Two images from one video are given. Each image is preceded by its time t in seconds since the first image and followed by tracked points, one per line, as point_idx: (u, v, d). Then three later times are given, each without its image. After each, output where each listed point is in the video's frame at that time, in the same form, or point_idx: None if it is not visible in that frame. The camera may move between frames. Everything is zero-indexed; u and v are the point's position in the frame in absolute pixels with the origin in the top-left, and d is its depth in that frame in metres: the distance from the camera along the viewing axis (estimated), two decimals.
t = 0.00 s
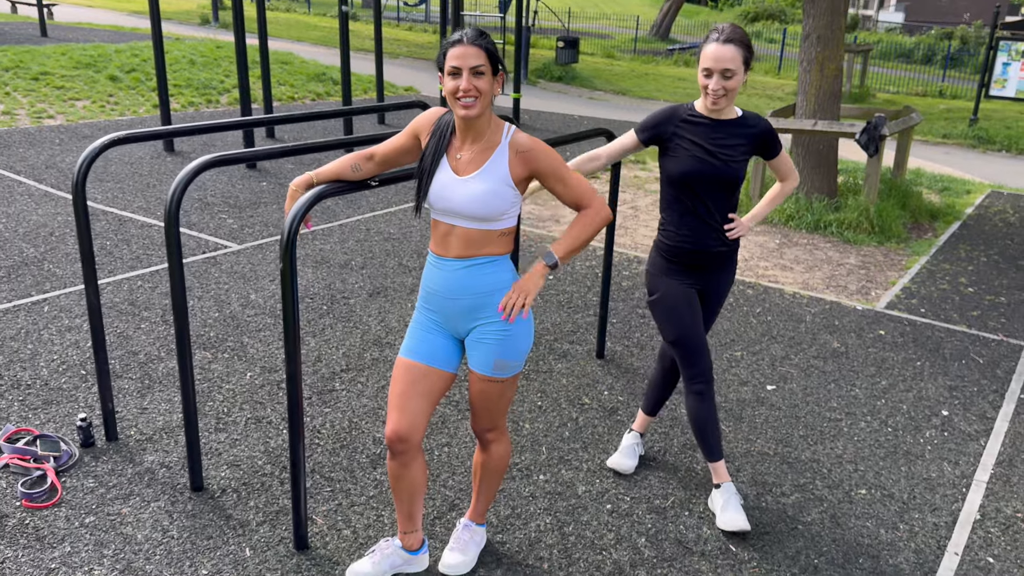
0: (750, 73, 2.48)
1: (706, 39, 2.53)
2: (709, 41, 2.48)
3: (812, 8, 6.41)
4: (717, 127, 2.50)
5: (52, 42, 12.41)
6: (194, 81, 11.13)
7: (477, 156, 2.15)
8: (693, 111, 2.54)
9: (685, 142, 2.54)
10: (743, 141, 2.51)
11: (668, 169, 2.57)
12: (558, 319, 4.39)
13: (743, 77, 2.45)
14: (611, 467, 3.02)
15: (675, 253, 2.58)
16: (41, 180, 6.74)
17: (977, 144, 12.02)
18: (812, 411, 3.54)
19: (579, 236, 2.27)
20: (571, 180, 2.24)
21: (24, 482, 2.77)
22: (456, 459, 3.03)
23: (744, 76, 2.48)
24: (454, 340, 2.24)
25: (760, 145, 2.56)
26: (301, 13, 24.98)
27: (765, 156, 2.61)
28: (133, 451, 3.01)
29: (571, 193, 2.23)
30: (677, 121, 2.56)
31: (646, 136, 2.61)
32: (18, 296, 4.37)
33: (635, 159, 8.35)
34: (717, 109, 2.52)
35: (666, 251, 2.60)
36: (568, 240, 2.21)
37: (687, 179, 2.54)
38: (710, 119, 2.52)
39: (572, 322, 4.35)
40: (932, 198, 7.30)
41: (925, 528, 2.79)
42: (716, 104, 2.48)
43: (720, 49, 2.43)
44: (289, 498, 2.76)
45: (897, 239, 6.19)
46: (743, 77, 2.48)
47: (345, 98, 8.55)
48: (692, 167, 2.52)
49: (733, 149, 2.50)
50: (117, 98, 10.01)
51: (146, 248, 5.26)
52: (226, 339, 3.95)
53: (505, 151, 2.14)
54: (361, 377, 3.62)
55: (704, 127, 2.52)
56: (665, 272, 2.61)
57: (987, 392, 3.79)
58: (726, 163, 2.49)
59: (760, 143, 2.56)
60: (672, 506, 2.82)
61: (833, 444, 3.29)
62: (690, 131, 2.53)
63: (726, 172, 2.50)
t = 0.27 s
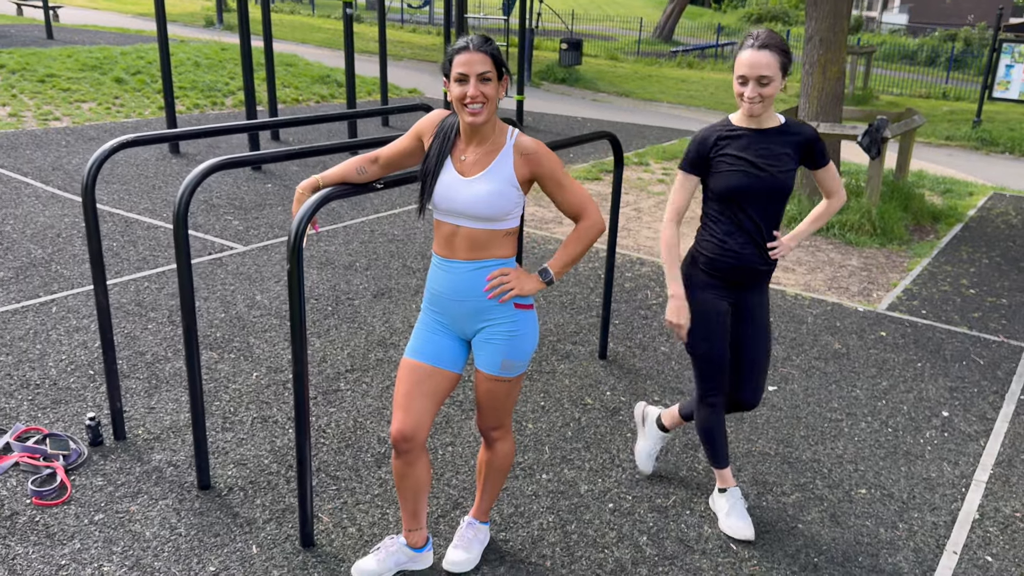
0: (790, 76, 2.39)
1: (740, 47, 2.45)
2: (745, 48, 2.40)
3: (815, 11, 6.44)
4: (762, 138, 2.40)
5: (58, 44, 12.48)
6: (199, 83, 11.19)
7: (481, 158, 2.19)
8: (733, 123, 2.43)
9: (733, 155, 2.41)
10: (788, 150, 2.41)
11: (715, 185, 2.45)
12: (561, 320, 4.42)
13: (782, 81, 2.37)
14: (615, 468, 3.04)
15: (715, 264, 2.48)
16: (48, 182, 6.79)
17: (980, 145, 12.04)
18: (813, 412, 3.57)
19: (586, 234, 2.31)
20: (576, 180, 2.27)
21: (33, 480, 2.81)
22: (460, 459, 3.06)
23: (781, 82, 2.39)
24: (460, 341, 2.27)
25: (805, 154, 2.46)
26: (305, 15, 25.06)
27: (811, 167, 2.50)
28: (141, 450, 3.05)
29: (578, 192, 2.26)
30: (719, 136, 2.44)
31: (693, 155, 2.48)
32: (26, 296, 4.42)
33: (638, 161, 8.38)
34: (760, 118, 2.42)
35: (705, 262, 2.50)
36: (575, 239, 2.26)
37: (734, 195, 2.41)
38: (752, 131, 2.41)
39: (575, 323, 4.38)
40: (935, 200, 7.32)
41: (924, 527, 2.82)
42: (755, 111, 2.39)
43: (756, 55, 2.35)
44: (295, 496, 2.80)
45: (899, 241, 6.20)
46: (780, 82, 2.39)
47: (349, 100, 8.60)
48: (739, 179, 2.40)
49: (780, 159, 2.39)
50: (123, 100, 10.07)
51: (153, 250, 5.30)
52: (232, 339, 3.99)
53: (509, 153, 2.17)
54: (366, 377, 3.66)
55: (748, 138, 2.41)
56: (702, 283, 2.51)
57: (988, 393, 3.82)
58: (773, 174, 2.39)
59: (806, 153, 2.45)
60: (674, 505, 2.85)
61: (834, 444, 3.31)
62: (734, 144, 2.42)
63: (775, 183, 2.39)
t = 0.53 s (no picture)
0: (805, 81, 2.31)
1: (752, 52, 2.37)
2: (756, 56, 2.31)
3: (813, 18, 6.47)
4: (784, 144, 2.33)
5: (61, 54, 12.54)
6: (201, 91, 11.23)
7: (480, 165, 2.22)
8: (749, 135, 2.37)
9: (757, 169, 2.35)
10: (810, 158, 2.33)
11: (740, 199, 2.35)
12: (562, 326, 4.44)
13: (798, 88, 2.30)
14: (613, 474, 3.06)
15: (734, 272, 2.42)
16: (51, 190, 6.82)
17: (980, 152, 12.07)
18: (813, 417, 3.59)
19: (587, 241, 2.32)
20: (574, 188, 2.29)
21: (38, 487, 2.83)
22: (462, 465, 3.08)
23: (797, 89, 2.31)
24: (463, 347, 2.29)
25: (831, 159, 2.38)
26: (307, 23, 25.16)
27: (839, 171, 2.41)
28: (145, 457, 3.06)
29: (579, 200, 2.28)
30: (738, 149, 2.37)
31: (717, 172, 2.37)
32: (30, 304, 4.44)
33: (639, 168, 8.41)
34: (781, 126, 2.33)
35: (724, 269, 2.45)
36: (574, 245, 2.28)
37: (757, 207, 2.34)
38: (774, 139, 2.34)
39: (576, 330, 4.40)
40: (935, 206, 7.34)
41: (924, 532, 2.83)
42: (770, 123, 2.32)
43: (767, 67, 2.25)
44: (298, 503, 2.81)
45: (899, 247, 6.22)
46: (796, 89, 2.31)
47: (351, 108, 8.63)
48: (762, 192, 2.33)
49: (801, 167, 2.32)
50: (125, 108, 10.12)
51: (155, 258, 5.33)
52: (235, 347, 4.01)
53: (507, 160, 2.20)
54: (368, 384, 3.67)
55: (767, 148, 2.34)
56: (720, 290, 2.47)
57: (987, 398, 3.83)
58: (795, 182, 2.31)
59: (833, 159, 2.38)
60: (675, 511, 2.87)
61: (834, 450, 3.33)
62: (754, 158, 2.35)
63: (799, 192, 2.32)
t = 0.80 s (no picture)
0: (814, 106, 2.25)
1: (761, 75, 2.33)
2: (759, 86, 2.27)
3: (807, 39, 6.54)
4: (799, 168, 2.30)
5: (59, 77, 12.60)
6: (199, 114, 11.28)
7: (469, 188, 2.22)
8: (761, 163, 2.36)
9: (770, 197, 2.33)
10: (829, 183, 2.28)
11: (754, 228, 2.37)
12: (559, 347, 4.43)
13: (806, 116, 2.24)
14: (611, 497, 3.04)
15: (764, 303, 2.37)
16: (48, 213, 6.82)
17: (975, 170, 12.12)
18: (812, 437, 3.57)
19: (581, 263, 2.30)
20: (568, 210, 2.27)
21: (30, 513, 2.80)
22: (459, 488, 3.06)
23: (806, 116, 2.25)
24: (458, 368, 2.28)
25: (851, 177, 2.32)
26: (304, 46, 25.33)
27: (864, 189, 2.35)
28: (139, 482, 3.04)
29: (572, 222, 2.26)
30: (749, 176, 2.37)
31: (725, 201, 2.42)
32: (25, 328, 4.42)
33: (635, 189, 8.44)
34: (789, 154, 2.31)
35: (753, 300, 2.40)
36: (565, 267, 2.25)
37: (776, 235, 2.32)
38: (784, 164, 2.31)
39: (573, 350, 4.39)
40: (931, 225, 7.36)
41: (925, 553, 2.80)
42: (779, 152, 2.30)
43: (768, 102, 2.21)
44: (293, 528, 2.78)
45: (896, 266, 6.23)
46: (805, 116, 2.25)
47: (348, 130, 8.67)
48: (781, 220, 2.30)
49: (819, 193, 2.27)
50: (123, 131, 10.15)
51: (152, 280, 5.32)
52: (231, 370, 3.99)
53: (497, 182, 2.20)
54: (364, 406, 3.65)
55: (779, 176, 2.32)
56: (747, 321, 2.44)
57: (986, 417, 3.82)
58: (814, 209, 2.27)
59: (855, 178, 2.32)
60: (674, 534, 2.84)
61: (833, 471, 3.31)
62: (768, 185, 2.33)
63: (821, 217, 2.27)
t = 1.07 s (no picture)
0: (828, 148, 2.17)
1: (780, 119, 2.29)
2: (765, 130, 2.19)
3: (795, 72, 6.60)
4: (816, 213, 2.23)
5: (53, 114, 12.64)
6: (192, 150, 11.31)
7: (455, 221, 2.23)
8: (776, 208, 2.31)
9: (785, 243, 2.27)
10: (851, 228, 2.20)
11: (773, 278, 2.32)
12: (551, 379, 4.39)
13: (817, 159, 2.17)
14: (604, 533, 2.99)
15: (787, 357, 2.27)
16: (38, 249, 6.79)
17: (964, 201, 12.20)
18: (807, 470, 3.53)
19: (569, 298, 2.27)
20: (556, 245, 2.25)
21: (10, 554, 2.73)
22: (449, 524, 3.01)
23: (819, 160, 2.18)
24: (445, 402, 2.25)
25: (875, 220, 2.24)
26: (298, 82, 25.52)
27: (891, 231, 2.26)
28: (123, 521, 2.98)
29: (559, 256, 2.23)
30: (765, 221, 2.33)
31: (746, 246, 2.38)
32: (11, 365, 4.37)
33: (627, 221, 8.46)
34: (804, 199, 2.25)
35: (775, 354, 2.31)
36: (549, 301, 2.22)
37: (796, 283, 2.24)
38: (801, 209, 2.25)
39: (566, 383, 4.35)
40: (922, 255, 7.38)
41: None
42: (795, 197, 2.25)
43: (775, 147, 2.13)
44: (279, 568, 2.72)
45: (888, 296, 6.23)
46: (818, 160, 2.18)
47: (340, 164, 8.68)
48: (800, 267, 2.23)
49: (839, 239, 2.20)
50: (115, 167, 10.16)
51: (141, 315, 5.28)
52: (218, 405, 3.94)
53: (482, 215, 2.20)
54: (353, 442, 3.61)
55: (794, 221, 2.26)
56: (770, 377, 2.35)
57: (982, 448, 3.79)
58: (835, 256, 2.19)
59: (876, 224, 2.24)
60: (668, 570, 2.79)
61: (829, 504, 3.26)
62: (783, 232, 2.28)
63: (843, 264, 2.19)
